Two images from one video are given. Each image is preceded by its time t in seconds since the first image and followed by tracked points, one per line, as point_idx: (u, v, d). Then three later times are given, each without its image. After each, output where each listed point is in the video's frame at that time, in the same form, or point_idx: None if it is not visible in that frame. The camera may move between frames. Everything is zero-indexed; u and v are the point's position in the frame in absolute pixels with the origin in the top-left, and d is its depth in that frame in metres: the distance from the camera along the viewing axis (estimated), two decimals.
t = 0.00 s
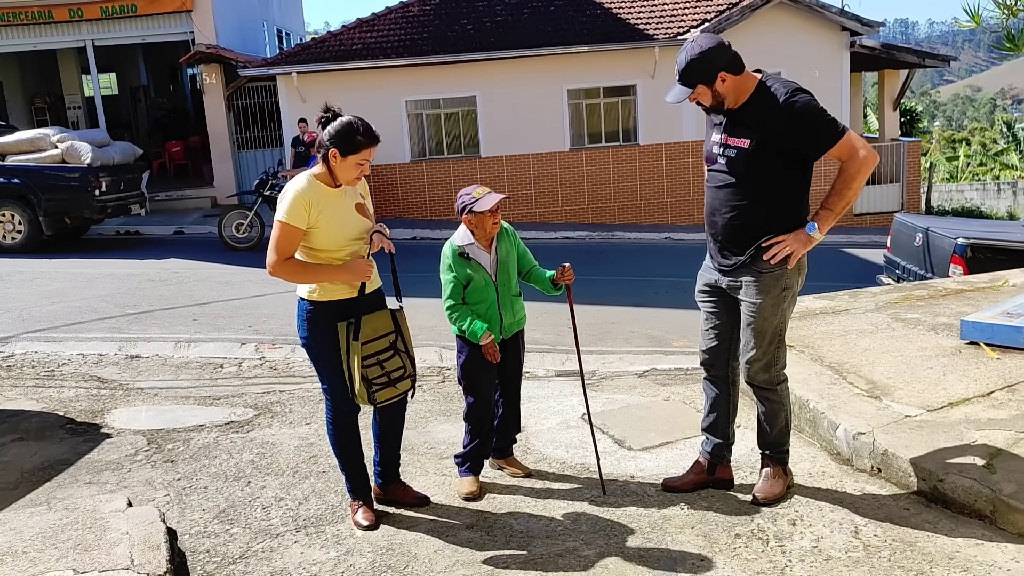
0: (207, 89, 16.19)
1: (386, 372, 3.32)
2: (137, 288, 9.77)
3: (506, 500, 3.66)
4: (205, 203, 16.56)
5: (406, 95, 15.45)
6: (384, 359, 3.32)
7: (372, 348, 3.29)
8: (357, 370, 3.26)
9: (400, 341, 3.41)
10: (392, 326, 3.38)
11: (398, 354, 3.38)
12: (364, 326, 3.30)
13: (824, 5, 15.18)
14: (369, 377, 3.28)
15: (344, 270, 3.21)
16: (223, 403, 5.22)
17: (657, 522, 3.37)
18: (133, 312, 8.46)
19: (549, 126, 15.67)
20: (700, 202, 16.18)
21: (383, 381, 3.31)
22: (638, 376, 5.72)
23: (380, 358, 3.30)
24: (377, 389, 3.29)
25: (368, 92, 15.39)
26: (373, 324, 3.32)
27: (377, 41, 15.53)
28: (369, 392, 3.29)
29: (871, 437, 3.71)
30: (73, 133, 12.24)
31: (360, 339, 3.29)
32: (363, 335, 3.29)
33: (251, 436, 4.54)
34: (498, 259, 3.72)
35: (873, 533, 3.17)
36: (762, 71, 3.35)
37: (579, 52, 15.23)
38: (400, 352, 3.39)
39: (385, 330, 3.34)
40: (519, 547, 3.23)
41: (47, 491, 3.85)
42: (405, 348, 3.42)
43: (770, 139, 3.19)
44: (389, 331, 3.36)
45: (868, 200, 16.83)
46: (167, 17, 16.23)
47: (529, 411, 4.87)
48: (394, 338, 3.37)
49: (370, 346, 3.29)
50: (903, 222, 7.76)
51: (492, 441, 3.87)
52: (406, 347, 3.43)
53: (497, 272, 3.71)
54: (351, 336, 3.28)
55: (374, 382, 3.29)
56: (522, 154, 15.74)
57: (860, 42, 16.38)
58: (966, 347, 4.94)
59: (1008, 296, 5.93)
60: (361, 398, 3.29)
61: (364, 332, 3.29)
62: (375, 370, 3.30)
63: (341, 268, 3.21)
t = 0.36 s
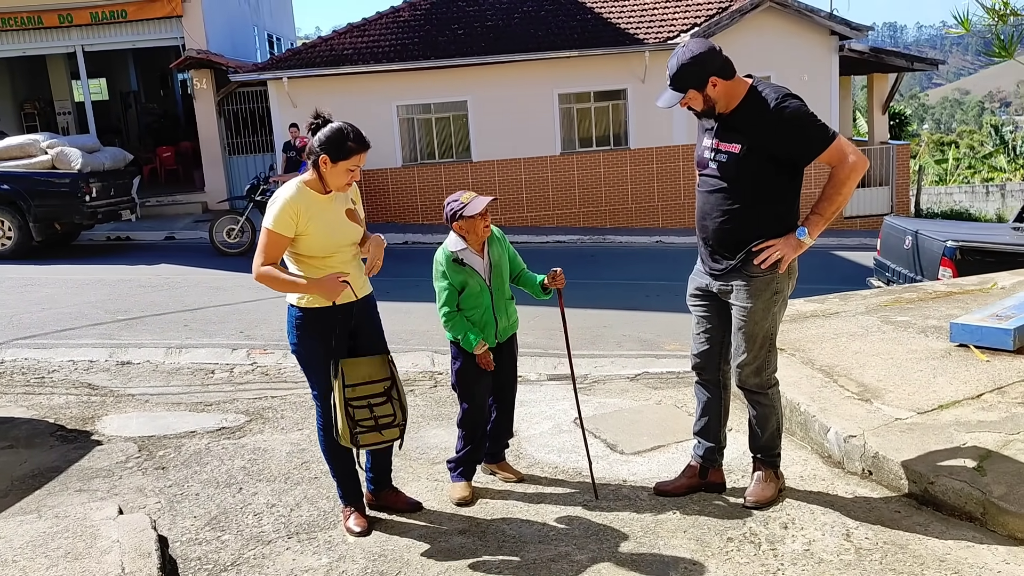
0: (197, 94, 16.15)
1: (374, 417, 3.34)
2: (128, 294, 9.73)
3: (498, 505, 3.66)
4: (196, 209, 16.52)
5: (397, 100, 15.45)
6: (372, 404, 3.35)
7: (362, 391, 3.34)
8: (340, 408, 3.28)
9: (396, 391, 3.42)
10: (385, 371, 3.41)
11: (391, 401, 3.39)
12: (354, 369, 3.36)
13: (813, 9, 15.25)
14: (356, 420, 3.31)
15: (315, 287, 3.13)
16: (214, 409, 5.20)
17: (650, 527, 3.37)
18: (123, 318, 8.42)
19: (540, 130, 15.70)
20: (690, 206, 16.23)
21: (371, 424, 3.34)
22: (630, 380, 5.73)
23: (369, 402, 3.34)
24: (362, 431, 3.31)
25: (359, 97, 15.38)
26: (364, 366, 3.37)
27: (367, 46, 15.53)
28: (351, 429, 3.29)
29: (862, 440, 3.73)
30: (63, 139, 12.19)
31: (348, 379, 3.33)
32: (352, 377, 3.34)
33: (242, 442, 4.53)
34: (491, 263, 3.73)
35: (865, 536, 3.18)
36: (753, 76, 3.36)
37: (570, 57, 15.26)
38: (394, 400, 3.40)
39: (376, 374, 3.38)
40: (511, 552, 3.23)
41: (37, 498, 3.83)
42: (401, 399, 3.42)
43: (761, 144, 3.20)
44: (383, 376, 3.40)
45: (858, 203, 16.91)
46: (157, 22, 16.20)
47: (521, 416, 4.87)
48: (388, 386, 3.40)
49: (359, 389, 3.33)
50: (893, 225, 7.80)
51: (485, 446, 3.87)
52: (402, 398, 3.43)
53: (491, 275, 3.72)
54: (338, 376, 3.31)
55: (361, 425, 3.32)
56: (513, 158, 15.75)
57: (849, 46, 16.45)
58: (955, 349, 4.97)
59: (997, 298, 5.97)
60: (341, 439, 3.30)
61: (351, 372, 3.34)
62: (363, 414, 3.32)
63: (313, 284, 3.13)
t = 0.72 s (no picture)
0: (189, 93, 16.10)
1: (322, 474, 3.26)
2: (120, 293, 9.70)
3: (491, 504, 3.66)
4: (188, 208, 16.47)
5: (389, 99, 15.42)
6: (326, 463, 3.26)
7: (323, 445, 3.26)
8: (292, 446, 3.21)
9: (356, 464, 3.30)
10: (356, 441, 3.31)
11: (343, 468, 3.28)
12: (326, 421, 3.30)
13: (806, 8, 15.28)
14: (301, 467, 3.22)
15: (293, 324, 3.17)
16: (207, 409, 5.19)
17: (644, 526, 3.38)
18: (115, 318, 8.39)
19: (534, 129, 15.70)
20: (683, 205, 16.26)
21: (317, 479, 3.25)
22: (623, 379, 5.73)
23: (325, 461, 3.25)
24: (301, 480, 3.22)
25: (352, 96, 15.35)
26: (339, 424, 3.30)
27: (360, 45, 15.51)
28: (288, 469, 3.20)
29: (854, 439, 3.74)
30: (54, 138, 12.14)
31: (315, 425, 3.27)
32: (320, 428, 3.28)
33: (234, 442, 4.52)
34: (484, 256, 3.74)
35: (857, 535, 3.19)
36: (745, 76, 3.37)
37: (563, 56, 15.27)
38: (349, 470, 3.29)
39: (340, 430, 3.29)
40: (504, 552, 3.23)
41: (28, 499, 3.81)
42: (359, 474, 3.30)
43: (754, 143, 3.21)
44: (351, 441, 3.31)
45: (850, 201, 16.96)
46: (149, 21, 16.14)
47: (514, 415, 4.87)
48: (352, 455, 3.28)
49: (320, 440, 3.26)
50: (885, 223, 7.82)
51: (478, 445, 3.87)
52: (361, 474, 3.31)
53: (484, 269, 3.73)
54: (304, 415, 3.25)
55: (305, 475, 3.23)
56: (506, 157, 15.74)
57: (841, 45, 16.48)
58: (946, 348, 4.99)
59: (989, 297, 5.99)
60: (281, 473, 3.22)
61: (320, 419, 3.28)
62: (312, 465, 3.24)
63: (293, 319, 3.17)
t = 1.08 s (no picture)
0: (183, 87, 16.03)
1: (253, 484, 3.23)
2: (114, 288, 9.66)
3: (488, 498, 3.66)
4: (182, 202, 16.41)
5: (384, 93, 15.38)
6: (261, 474, 3.24)
7: (265, 458, 3.26)
8: (236, 448, 3.25)
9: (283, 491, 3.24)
10: (292, 465, 3.27)
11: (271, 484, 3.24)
12: (275, 436, 3.29)
13: (801, 4, 15.28)
14: (238, 471, 3.23)
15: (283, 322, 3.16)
16: (201, 403, 5.17)
17: (639, 519, 3.38)
18: (109, 312, 8.36)
19: (529, 124, 15.68)
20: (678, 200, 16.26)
21: (247, 488, 3.23)
22: (618, 373, 5.73)
23: (260, 474, 3.23)
24: (231, 482, 3.22)
25: (347, 90, 15.30)
26: (282, 441, 3.28)
27: (355, 39, 15.46)
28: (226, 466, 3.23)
29: (850, 432, 3.75)
30: (47, 132, 12.07)
31: (262, 436, 3.27)
32: (266, 439, 3.27)
33: (229, 436, 4.50)
34: (479, 251, 3.72)
35: (853, 528, 3.20)
36: (743, 68, 3.36)
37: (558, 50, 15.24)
38: (278, 490, 3.24)
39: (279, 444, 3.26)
40: (500, 545, 3.23)
41: (22, 493, 3.79)
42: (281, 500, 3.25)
43: (752, 137, 3.20)
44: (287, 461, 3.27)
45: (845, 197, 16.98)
46: (142, 14, 16.05)
47: (509, 409, 4.87)
48: (286, 477, 3.25)
49: (263, 451, 3.26)
50: (880, 219, 7.82)
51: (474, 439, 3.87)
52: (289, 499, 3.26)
53: (480, 263, 3.72)
54: (255, 421, 3.27)
55: (237, 479, 3.23)
56: (501, 152, 15.72)
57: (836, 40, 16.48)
58: (942, 342, 5.00)
59: (984, 292, 6.00)
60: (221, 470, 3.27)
61: (268, 431, 3.27)
62: (249, 471, 3.24)
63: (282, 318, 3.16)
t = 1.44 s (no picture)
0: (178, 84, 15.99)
1: (248, 473, 3.26)
2: (108, 284, 9.63)
3: (482, 495, 3.66)
4: (177, 199, 16.37)
5: (380, 90, 15.36)
6: (256, 465, 3.27)
7: (260, 449, 3.28)
8: (234, 437, 3.27)
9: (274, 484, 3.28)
10: (286, 459, 3.31)
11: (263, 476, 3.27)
12: (271, 428, 3.31)
13: (797, 2, 15.28)
14: (234, 460, 3.26)
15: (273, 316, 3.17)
16: (196, 400, 5.16)
17: (635, 516, 3.39)
18: (104, 309, 8.33)
19: (525, 122, 15.67)
20: (674, 199, 16.28)
21: (242, 477, 3.26)
22: (613, 371, 5.73)
23: (255, 464, 3.26)
24: (226, 471, 3.24)
25: (343, 87, 15.28)
26: (276, 433, 3.30)
27: (351, 36, 15.44)
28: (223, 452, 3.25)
29: (845, 430, 3.75)
30: (41, 128, 12.03)
31: (257, 427, 3.29)
32: (263, 430, 3.29)
33: (224, 433, 4.49)
34: (472, 251, 3.71)
35: (847, 525, 3.20)
36: (741, 66, 3.35)
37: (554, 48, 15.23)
38: (270, 481, 3.27)
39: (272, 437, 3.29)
40: (495, 542, 3.23)
41: (16, 489, 3.78)
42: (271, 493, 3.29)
43: (747, 135, 3.20)
44: (280, 453, 3.30)
45: (840, 196, 17.01)
46: (138, 10, 16.00)
47: (504, 407, 4.87)
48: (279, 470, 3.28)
49: (259, 442, 3.28)
50: (875, 218, 7.84)
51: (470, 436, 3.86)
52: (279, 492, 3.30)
53: (473, 263, 3.71)
54: (251, 413, 3.29)
55: (231, 468, 3.25)
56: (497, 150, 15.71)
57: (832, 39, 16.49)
58: (936, 340, 5.01)
59: (979, 290, 6.01)
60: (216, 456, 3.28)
61: (265, 422, 3.29)
62: (244, 461, 3.26)
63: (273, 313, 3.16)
